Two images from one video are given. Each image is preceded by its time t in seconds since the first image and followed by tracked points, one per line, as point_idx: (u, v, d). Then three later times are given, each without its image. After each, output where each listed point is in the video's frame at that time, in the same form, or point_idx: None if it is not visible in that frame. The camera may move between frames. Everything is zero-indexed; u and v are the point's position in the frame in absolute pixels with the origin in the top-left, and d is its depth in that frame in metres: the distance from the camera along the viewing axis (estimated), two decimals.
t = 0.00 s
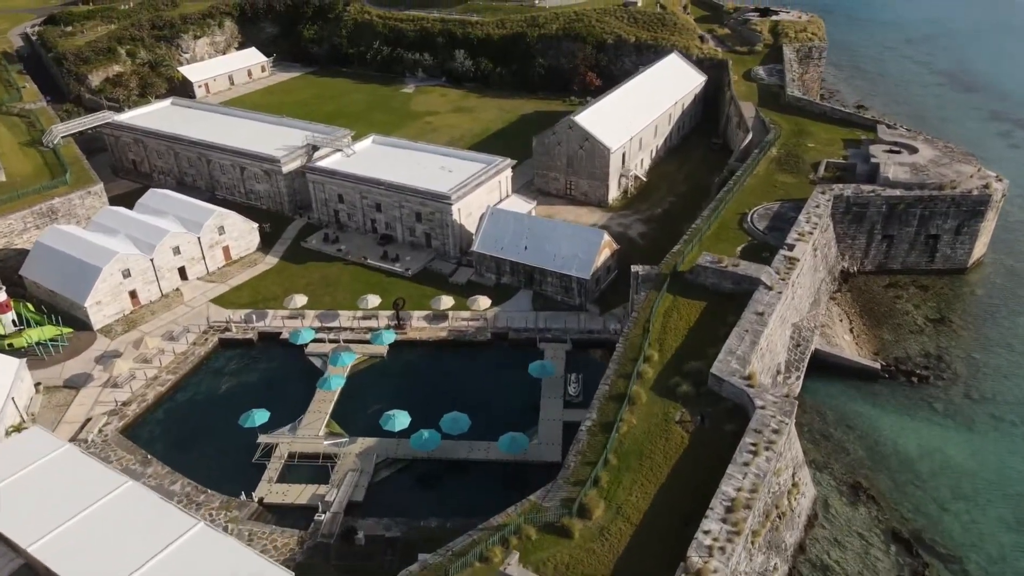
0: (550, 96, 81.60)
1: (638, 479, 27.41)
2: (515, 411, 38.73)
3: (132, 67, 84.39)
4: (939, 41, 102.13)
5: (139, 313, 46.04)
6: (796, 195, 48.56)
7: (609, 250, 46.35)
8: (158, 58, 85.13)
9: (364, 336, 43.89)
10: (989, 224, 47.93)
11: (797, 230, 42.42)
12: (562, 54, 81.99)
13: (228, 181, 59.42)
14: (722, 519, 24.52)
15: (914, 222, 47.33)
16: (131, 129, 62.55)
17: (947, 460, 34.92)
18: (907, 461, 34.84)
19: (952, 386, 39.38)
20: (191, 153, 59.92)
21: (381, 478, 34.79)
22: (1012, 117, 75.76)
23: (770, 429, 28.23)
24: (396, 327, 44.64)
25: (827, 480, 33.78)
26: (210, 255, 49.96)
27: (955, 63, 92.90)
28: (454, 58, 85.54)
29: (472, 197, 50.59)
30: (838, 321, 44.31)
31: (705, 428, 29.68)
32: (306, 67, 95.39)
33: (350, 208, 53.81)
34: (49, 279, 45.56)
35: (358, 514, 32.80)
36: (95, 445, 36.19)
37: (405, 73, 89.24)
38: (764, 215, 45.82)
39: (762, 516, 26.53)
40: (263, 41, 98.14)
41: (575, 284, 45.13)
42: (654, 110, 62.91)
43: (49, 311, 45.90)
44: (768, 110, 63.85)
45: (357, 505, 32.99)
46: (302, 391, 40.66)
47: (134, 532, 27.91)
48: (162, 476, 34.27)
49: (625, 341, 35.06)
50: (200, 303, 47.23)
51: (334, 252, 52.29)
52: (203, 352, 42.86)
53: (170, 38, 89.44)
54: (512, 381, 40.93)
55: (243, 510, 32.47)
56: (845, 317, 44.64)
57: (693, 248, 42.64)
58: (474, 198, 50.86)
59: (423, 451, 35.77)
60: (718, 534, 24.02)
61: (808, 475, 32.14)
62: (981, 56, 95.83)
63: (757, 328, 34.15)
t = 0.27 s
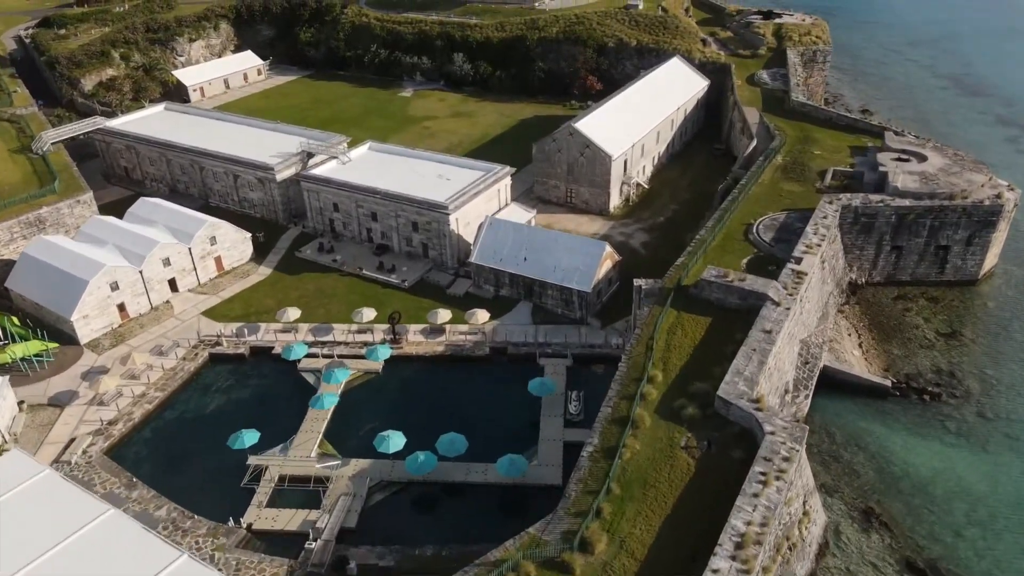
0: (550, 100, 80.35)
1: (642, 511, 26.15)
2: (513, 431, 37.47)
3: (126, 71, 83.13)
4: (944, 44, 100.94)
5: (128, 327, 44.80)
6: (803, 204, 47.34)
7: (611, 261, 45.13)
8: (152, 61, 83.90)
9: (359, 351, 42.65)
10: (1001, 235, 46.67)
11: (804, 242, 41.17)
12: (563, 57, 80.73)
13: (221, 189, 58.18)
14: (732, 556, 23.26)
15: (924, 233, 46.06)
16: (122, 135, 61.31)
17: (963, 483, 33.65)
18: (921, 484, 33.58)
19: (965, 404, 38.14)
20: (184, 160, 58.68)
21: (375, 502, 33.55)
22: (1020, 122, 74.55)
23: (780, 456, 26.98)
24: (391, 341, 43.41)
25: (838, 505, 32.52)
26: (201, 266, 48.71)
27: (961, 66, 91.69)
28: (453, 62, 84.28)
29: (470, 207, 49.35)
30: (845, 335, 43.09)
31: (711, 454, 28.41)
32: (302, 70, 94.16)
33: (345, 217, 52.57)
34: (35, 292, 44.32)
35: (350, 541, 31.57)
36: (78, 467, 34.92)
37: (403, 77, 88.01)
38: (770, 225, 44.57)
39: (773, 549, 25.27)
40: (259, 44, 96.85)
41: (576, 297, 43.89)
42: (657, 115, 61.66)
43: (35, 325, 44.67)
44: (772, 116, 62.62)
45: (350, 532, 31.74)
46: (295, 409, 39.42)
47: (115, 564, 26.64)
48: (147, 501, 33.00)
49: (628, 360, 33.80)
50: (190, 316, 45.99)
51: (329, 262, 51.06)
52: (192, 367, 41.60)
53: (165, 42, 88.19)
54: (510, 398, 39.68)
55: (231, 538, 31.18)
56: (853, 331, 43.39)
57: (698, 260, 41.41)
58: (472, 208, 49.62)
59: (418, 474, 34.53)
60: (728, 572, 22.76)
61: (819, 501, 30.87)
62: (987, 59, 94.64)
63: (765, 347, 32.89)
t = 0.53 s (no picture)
0: (550, 104, 79.21)
1: (646, 543, 24.97)
2: (512, 449, 36.31)
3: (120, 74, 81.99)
4: (949, 46, 99.86)
5: (116, 340, 43.66)
6: (810, 214, 46.19)
7: (612, 272, 44.01)
8: (146, 65, 82.78)
9: (353, 366, 41.50)
10: (1013, 245, 45.45)
11: (812, 254, 39.96)
12: (563, 61, 79.56)
13: (214, 196, 57.04)
14: None
15: (934, 243, 44.84)
16: (114, 140, 60.16)
17: (978, 507, 32.46)
18: (934, 507, 32.40)
19: (978, 422, 36.95)
20: (176, 166, 57.52)
21: (369, 526, 32.37)
22: None
23: (791, 484, 25.77)
24: (387, 355, 42.28)
25: (850, 530, 31.33)
26: (193, 276, 47.55)
27: (966, 69, 90.58)
28: (452, 65, 83.11)
29: (468, 216, 48.18)
30: (854, 348, 41.93)
31: (718, 480, 27.23)
32: (299, 73, 93.00)
33: (341, 225, 51.39)
34: (21, 304, 43.17)
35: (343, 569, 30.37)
36: (62, 489, 33.73)
37: (401, 80, 86.88)
38: (776, 236, 43.39)
39: None
40: (256, 47, 95.69)
41: (577, 310, 42.74)
42: (659, 121, 60.48)
43: (22, 338, 43.55)
44: (777, 121, 61.46)
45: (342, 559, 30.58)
46: (287, 427, 38.23)
47: None
48: (132, 526, 31.86)
49: (631, 379, 32.61)
50: (181, 328, 44.83)
51: (324, 272, 49.90)
52: (182, 383, 40.41)
53: (160, 44, 87.05)
54: (509, 416, 38.50)
55: (219, 564, 29.80)
56: (861, 344, 42.23)
57: (702, 273, 40.28)
58: (470, 217, 48.47)
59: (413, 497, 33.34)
60: None
61: (830, 527, 29.68)
62: (993, 62, 93.55)
63: (773, 366, 31.69)
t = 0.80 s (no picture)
0: (550, 108, 77.94)
1: None
2: (511, 472, 35.05)
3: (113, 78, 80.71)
4: (954, 49, 98.69)
5: (104, 355, 42.39)
6: (817, 224, 44.94)
7: (614, 285, 42.79)
8: (140, 68, 81.48)
9: (347, 382, 40.24)
10: None
11: (821, 267, 38.69)
12: (563, 64, 78.30)
13: (207, 204, 55.78)
14: None
15: (945, 255, 43.54)
16: (105, 147, 58.90)
17: (996, 534, 31.16)
18: (950, 535, 31.12)
19: (993, 443, 35.67)
20: (168, 173, 56.27)
21: (362, 554, 31.10)
22: None
23: (803, 516, 24.50)
24: (382, 371, 41.02)
25: (863, 559, 30.06)
26: (183, 288, 46.28)
27: (972, 72, 89.39)
28: (450, 69, 81.84)
29: (466, 226, 46.94)
30: (863, 364, 40.70)
31: (726, 512, 25.96)
32: (296, 76, 91.73)
33: (335, 235, 50.13)
34: (5, 318, 41.89)
35: None
36: (42, 515, 32.46)
37: (399, 84, 85.63)
38: (783, 247, 42.13)
39: None
40: (252, 50, 94.43)
41: (578, 324, 41.49)
42: (661, 127, 59.23)
43: (6, 353, 42.26)
44: (781, 127, 60.22)
45: None
46: (278, 447, 36.98)
47: None
48: (114, 554, 30.59)
49: (634, 401, 31.37)
50: (171, 343, 43.57)
51: (318, 283, 48.64)
52: (170, 400, 39.16)
53: (154, 47, 85.78)
54: (508, 435, 37.25)
55: None
56: (871, 360, 40.98)
57: (707, 286, 39.05)
58: (468, 227, 47.22)
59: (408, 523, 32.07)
60: None
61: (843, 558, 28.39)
62: (999, 65, 92.35)
63: (782, 387, 30.43)
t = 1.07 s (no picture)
0: (550, 113, 76.67)
1: None
2: (510, 496, 33.78)
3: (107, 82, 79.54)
4: (959, 53, 97.53)
5: (90, 371, 41.10)
6: (826, 236, 43.69)
7: (617, 298, 41.53)
8: (134, 72, 80.25)
9: (341, 400, 38.96)
10: None
11: (830, 282, 37.39)
12: (563, 68, 77.06)
13: (199, 213, 54.50)
14: None
15: (958, 267, 42.16)
16: (95, 154, 57.61)
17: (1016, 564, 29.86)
18: (968, 564, 29.79)
19: (1009, 466, 34.38)
20: (159, 181, 55.00)
21: None
22: None
23: (819, 553, 23.17)
24: (376, 388, 39.69)
25: None
26: (173, 300, 44.93)
27: (978, 76, 88.20)
28: (449, 72, 80.59)
29: (463, 237, 45.66)
30: (873, 381, 39.42)
31: (736, 547, 24.69)
32: (293, 79, 90.49)
33: (330, 245, 48.85)
34: None
35: None
36: (22, 542, 31.19)
37: (397, 87, 84.38)
38: (791, 260, 40.84)
39: None
40: (248, 53, 93.25)
41: (579, 339, 40.20)
42: (664, 133, 57.93)
43: None
44: (787, 134, 58.95)
45: None
46: (269, 468, 35.69)
47: None
48: None
49: (638, 425, 30.10)
50: (159, 358, 42.29)
51: (312, 295, 47.37)
52: (158, 419, 37.86)
53: (148, 50, 84.55)
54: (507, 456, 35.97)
55: None
56: (881, 378, 39.74)
57: (713, 302, 37.78)
58: (466, 237, 45.91)
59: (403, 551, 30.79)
60: None
61: None
62: (1005, 69, 91.16)
63: (793, 412, 29.14)
